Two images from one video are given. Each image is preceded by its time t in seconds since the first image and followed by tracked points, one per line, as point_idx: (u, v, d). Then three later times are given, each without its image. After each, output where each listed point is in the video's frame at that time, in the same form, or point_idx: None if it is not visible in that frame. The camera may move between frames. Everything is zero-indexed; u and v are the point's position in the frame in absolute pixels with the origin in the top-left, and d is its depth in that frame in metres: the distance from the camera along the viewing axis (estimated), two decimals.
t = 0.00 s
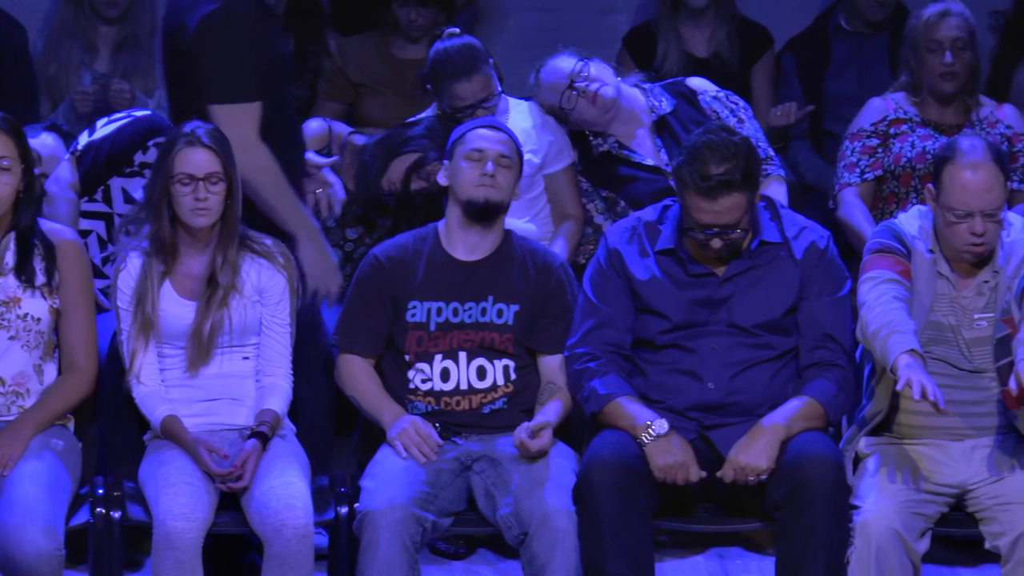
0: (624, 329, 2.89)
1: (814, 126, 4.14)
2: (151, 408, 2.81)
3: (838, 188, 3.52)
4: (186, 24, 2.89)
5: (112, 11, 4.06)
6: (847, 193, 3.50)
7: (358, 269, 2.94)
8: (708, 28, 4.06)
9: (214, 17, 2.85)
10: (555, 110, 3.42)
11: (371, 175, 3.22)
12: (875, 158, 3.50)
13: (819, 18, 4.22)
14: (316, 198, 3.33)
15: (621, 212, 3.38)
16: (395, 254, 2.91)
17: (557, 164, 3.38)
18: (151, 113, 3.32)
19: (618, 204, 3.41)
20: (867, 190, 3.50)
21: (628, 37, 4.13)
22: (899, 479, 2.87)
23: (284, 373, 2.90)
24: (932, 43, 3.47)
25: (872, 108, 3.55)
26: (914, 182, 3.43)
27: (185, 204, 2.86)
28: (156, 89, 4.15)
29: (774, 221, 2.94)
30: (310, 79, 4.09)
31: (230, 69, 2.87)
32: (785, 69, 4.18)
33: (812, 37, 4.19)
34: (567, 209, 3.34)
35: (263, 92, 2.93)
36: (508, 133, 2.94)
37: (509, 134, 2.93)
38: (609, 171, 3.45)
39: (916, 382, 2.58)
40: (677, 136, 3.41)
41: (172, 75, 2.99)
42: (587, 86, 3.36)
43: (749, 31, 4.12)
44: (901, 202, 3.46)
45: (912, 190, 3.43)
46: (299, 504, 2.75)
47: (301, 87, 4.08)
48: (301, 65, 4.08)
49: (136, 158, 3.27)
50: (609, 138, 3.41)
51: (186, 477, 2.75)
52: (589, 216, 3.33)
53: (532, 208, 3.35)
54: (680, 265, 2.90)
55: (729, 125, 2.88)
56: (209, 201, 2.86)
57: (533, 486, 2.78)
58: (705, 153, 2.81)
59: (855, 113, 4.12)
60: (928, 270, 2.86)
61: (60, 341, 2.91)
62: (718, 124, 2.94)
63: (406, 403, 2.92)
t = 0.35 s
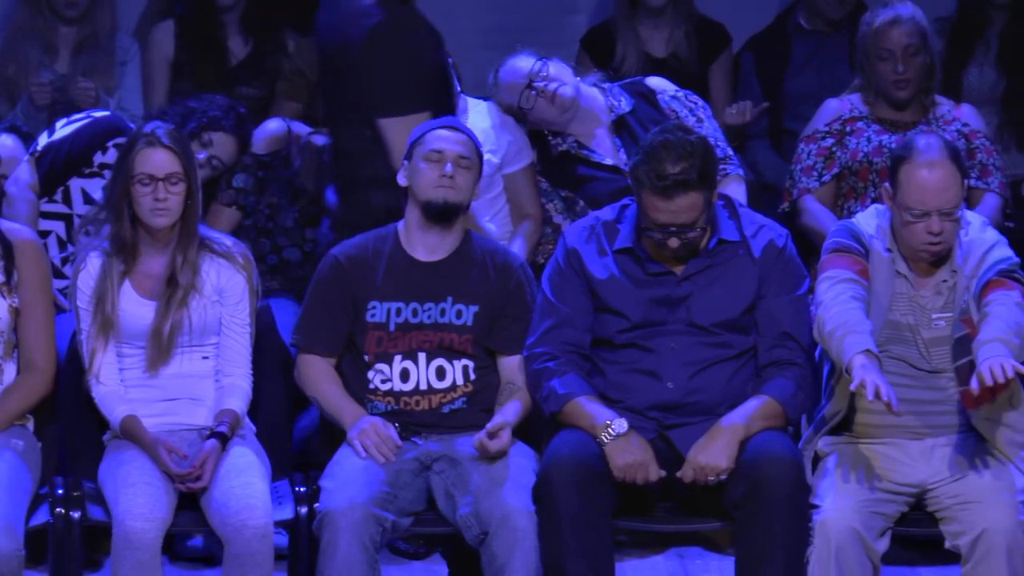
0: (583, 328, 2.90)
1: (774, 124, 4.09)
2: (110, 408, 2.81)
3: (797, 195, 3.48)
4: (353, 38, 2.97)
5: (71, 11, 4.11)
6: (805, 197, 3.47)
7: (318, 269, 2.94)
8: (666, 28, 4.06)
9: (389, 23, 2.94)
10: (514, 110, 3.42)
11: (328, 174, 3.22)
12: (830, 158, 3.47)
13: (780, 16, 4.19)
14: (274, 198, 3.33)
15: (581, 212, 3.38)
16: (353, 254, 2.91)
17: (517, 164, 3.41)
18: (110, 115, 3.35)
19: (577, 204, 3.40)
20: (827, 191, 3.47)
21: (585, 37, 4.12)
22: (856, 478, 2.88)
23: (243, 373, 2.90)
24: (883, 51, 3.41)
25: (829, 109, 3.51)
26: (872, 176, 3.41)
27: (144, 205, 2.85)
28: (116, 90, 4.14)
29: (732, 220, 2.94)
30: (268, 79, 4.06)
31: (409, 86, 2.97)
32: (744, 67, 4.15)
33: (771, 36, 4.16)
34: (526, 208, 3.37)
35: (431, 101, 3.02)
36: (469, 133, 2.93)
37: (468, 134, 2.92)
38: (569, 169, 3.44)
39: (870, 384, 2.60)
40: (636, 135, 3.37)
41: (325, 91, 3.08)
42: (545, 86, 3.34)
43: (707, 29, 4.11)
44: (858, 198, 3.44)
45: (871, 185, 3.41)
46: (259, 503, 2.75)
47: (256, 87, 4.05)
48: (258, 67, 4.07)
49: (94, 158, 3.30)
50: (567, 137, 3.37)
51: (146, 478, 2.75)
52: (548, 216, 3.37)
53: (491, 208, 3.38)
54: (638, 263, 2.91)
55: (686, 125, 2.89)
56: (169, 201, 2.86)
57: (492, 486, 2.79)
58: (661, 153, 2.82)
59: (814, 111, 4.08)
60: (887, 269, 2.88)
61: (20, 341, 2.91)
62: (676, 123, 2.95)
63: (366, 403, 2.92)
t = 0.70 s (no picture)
0: (548, 327, 2.89)
1: (736, 124, 4.08)
2: (74, 408, 2.80)
3: (760, 198, 3.45)
4: (496, 23, 3.11)
5: (36, 12, 3.99)
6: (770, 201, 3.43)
7: (281, 269, 2.93)
8: (628, 29, 4.03)
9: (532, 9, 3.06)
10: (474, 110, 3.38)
11: (293, 174, 3.22)
12: (793, 161, 3.43)
13: (742, 17, 4.17)
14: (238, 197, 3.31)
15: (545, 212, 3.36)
16: (317, 254, 2.90)
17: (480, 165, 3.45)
18: (75, 115, 3.36)
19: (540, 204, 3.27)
20: (791, 195, 3.44)
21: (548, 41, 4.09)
22: (820, 476, 2.88)
23: (208, 373, 2.90)
24: (841, 50, 3.40)
25: (790, 111, 3.48)
26: (835, 180, 3.38)
27: (108, 205, 2.86)
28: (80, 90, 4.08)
29: (698, 218, 2.93)
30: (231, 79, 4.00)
31: (545, 70, 3.07)
32: (707, 68, 4.13)
33: (733, 36, 4.14)
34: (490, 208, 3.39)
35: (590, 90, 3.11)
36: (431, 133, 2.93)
37: (432, 134, 2.93)
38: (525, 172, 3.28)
39: (834, 373, 2.61)
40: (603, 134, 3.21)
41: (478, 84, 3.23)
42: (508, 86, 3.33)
43: (668, 30, 4.12)
44: (821, 199, 3.40)
45: (833, 189, 3.38)
46: (222, 503, 2.75)
47: (220, 87, 3.99)
48: (222, 66, 4.02)
49: (58, 158, 3.31)
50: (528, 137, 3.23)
51: (110, 478, 2.75)
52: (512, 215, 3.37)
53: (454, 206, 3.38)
54: (603, 262, 2.90)
55: (652, 123, 2.89)
56: (133, 201, 2.86)
57: (456, 486, 2.79)
58: (627, 152, 2.82)
59: (778, 111, 4.06)
60: (851, 266, 2.88)
61: None
62: (641, 122, 2.95)
63: (330, 402, 2.91)
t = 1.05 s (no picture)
0: (504, 327, 2.89)
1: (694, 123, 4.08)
2: (30, 408, 2.80)
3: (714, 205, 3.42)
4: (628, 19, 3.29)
5: None
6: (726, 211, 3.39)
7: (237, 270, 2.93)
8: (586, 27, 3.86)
9: (665, 4, 3.20)
10: (434, 109, 3.36)
11: (249, 174, 3.21)
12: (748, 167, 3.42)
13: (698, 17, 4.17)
14: (195, 196, 3.29)
15: (501, 211, 3.35)
16: (274, 255, 2.90)
17: (438, 163, 3.37)
18: (31, 115, 3.36)
19: (497, 204, 3.37)
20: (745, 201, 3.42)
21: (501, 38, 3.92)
22: (776, 474, 2.88)
23: (163, 373, 2.90)
24: (797, 52, 3.38)
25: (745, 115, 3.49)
26: (790, 187, 3.35)
27: (64, 206, 2.86)
28: (35, 91, 4.01)
29: (654, 218, 2.94)
30: (186, 80, 3.94)
31: (669, 63, 3.22)
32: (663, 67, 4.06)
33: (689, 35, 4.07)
34: (447, 209, 3.36)
35: (700, 81, 3.26)
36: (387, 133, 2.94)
37: (387, 134, 2.94)
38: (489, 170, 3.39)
39: (790, 369, 2.61)
40: (555, 135, 3.34)
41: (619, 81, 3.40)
42: (465, 85, 3.29)
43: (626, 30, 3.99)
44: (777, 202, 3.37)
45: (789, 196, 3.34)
46: (179, 504, 2.74)
47: (175, 87, 3.93)
48: (177, 67, 3.96)
49: (13, 158, 3.29)
50: (487, 136, 3.33)
51: (67, 478, 2.74)
52: (468, 216, 3.35)
53: (412, 208, 3.37)
54: (559, 262, 2.90)
55: (609, 123, 2.89)
56: (88, 202, 2.86)
57: (413, 485, 2.79)
58: (583, 153, 2.81)
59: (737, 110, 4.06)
60: (807, 264, 2.87)
61: None
62: (598, 122, 2.94)
63: (286, 402, 2.91)
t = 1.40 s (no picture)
0: (471, 326, 2.89)
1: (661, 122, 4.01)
2: None
3: (682, 205, 3.40)
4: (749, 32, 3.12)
5: None
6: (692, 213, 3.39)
7: (205, 269, 2.93)
8: (557, 25, 3.87)
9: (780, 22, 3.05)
10: (400, 107, 3.33)
11: (215, 173, 3.22)
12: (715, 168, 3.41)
13: (663, 16, 4.06)
14: (161, 195, 3.30)
15: (469, 210, 3.35)
16: (241, 254, 2.90)
17: (404, 161, 3.35)
18: None
19: (465, 203, 3.36)
20: (710, 202, 3.40)
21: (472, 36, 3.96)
22: (743, 470, 2.88)
23: (132, 373, 2.90)
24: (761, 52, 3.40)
25: (711, 117, 3.44)
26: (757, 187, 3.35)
27: (30, 205, 2.86)
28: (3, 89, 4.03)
29: (621, 218, 2.94)
30: (153, 79, 3.94)
31: (785, 85, 3.08)
32: (630, 67, 4.00)
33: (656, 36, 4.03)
34: (413, 207, 3.34)
35: (819, 102, 3.09)
36: (353, 132, 2.95)
37: (354, 133, 2.94)
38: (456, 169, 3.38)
39: (757, 362, 2.61)
40: (521, 133, 3.33)
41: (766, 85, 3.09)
42: (432, 84, 3.26)
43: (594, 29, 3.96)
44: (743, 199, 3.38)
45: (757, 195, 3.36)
46: (147, 503, 2.74)
47: (142, 87, 3.92)
48: (144, 67, 3.94)
49: None
50: (454, 135, 3.32)
51: (34, 477, 2.73)
52: (435, 214, 3.33)
53: (379, 207, 3.33)
54: (526, 262, 2.90)
55: (574, 122, 2.90)
56: (55, 201, 2.86)
57: (382, 484, 2.79)
58: (549, 152, 2.82)
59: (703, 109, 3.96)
60: (773, 261, 2.88)
61: None
62: (563, 121, 2.95)
63: (254, 402, 2.91)
